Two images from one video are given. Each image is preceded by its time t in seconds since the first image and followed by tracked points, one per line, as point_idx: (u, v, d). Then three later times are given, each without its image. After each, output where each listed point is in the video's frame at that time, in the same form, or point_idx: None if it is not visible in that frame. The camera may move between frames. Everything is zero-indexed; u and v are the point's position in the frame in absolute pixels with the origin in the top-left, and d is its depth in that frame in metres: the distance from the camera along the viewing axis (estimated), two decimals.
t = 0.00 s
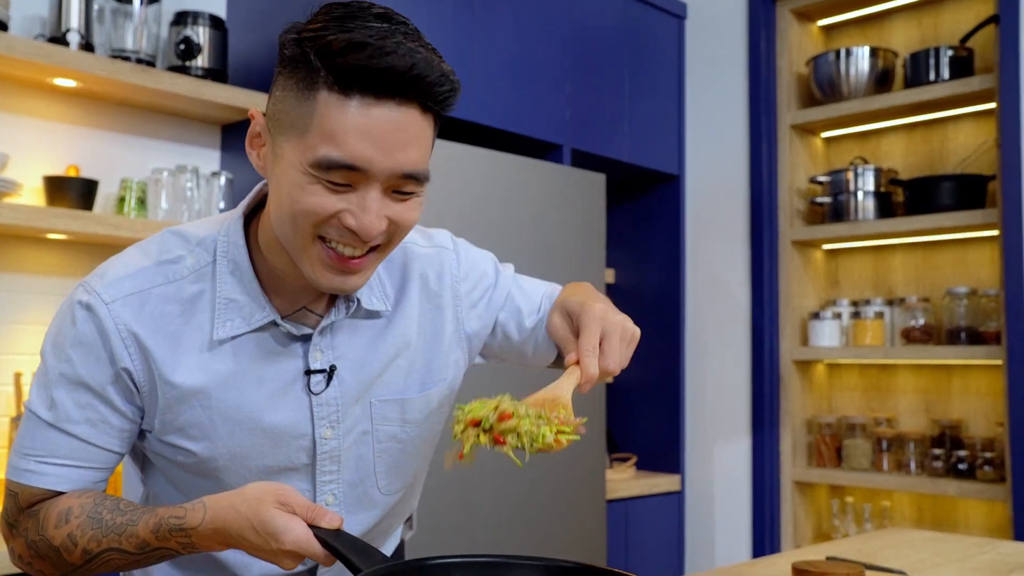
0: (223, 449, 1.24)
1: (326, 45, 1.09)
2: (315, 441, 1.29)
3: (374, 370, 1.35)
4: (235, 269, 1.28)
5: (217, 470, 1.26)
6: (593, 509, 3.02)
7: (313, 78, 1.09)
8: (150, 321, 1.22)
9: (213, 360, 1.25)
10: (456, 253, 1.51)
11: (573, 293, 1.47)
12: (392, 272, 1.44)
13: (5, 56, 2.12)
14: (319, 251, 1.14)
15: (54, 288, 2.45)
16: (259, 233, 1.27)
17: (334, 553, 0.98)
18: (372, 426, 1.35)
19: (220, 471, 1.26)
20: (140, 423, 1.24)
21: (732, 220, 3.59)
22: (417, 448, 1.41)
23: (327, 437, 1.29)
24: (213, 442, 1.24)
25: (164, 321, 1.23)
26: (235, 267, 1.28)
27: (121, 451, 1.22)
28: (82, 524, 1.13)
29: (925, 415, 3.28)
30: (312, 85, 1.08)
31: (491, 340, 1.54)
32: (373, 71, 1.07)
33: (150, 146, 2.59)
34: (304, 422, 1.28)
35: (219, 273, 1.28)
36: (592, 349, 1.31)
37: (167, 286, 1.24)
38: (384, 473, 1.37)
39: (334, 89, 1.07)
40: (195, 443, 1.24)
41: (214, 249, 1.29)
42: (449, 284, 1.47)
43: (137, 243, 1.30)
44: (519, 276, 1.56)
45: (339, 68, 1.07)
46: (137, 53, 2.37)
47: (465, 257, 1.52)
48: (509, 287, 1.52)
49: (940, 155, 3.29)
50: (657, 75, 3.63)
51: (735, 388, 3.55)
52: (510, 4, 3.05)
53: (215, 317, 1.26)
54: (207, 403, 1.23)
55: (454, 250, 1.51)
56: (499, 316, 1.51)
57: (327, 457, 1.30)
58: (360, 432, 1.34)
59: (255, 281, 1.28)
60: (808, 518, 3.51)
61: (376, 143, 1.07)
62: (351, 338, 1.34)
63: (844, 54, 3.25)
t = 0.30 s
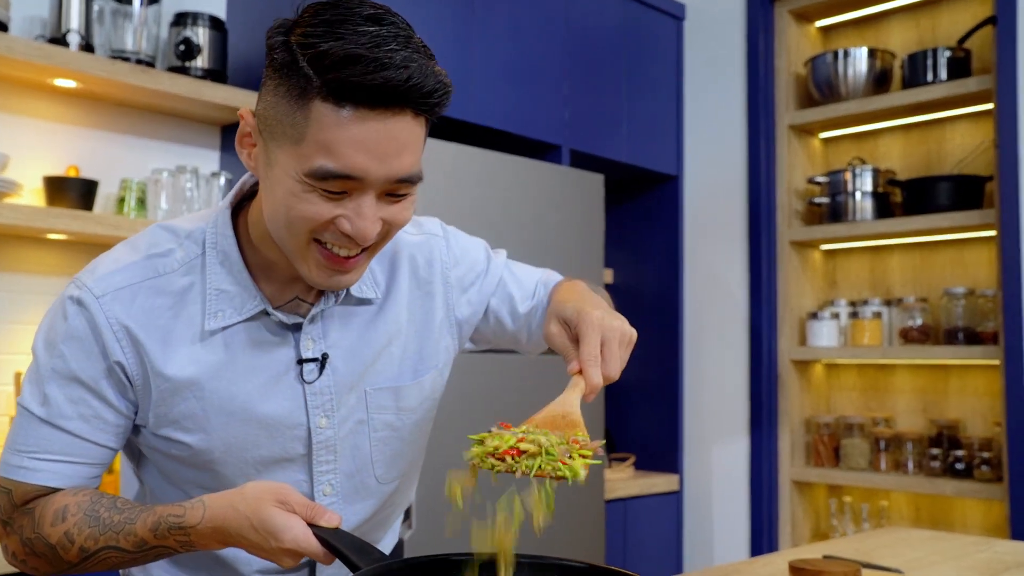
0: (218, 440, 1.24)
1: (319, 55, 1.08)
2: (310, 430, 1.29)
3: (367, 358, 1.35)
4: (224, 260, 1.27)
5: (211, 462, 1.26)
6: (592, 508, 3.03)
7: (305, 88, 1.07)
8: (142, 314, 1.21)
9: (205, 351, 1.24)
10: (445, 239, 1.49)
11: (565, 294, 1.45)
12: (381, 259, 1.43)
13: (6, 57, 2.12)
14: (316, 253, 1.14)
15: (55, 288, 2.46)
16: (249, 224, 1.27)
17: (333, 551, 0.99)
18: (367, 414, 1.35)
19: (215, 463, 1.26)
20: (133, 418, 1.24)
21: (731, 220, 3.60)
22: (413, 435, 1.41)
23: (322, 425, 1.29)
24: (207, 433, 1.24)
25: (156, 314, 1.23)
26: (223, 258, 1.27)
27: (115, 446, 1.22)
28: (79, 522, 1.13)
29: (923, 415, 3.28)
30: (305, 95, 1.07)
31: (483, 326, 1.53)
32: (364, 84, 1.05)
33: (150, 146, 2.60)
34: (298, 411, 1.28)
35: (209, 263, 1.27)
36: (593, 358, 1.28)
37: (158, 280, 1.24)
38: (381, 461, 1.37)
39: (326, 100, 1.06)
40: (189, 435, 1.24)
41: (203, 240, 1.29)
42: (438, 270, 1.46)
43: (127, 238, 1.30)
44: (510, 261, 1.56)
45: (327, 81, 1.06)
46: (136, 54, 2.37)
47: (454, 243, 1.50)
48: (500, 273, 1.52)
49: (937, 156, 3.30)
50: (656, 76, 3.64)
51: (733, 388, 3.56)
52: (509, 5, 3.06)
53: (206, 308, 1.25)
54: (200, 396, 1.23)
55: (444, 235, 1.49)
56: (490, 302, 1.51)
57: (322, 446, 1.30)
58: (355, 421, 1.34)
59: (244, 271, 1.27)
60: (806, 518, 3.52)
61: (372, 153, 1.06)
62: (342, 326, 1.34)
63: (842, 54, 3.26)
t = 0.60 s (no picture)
0: (213, 441, 1.24)
1: (306, 58, 1.07)
2: (306, 430, 1.29)
3: (363, 358, 1.35)
4: (218, 260, 1.28)
5: (207, 462, 1.25)
6: (589, 508, 3.04)
7: (294, 91, 1.07)
8: (136, 315, 1.21)
9: (199, 352, 1.24)
10: (442, 239, 1.50)
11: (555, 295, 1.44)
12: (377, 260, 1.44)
13: (6, 58, 2.14)
14: (312, 256, 1.15)
15: (54, 289, 2.47)
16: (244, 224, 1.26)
17: (332, 553, 1.01)
18: (363, 414, 1.35)
19: (211, 464, 1.26)
20: (128, 418, 1.24)
21: (728, 221, 3.61)
22: (410, 435, 1.41)
23: (318, 426, 1.29)
24: (202, 434, 1.23)
25: (150, 315, 1.22)
26: (218, 258, 1.28)
27: (109, 446, 1.21)
28: (75, 522, 1.12)
29: (920, 415, 3.30)
30: (293, 99, 1.07)
31: (480, 325, 1.54)
32: (353, 87, 1.04)
33: (149, 147, 2.61)
34: (293, 412, 1.28)
35: (203, 265, 1.27)
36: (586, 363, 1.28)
37: (152, 281, 1.23)
38: (378, 461, 1.37)
39: (315, 104, 1.05)
40: (185, 436, 1.23)
41: (197, 241, 1.29)
42: (435, 270, 1.46)
43: (121, 239, 1.30)
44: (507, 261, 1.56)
45: (316, 83, 1.05)
46: (136, 55, 2.38)
47: (451, 243, 1.51)
48: (496, 272, 1.52)
49: (934, 157, 3.32)
50: (653, 77, 3.65)
51: (730, 388, 3.57)
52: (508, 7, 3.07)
53: (201, 309, 1.25)
54: (195, 397, 1.23)
55: (440, 236, 1.51)
56: (487, 302, 1.51)
57: (318, 446, 1.30)
58: (351, 421, 1.34)
59: (238, 271, 1.27)
60: (803, 517, 3.53)
61: (361, 155, 1.06)
62: (338, 326, 1.34)
63: (839, 56, 3.28)
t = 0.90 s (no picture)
0: (215, 440, 1.24)
1: (299, 56, 1.07)
2: (307, 428, 1.28)
3: (363, 355, 1.35)
4: (216, 260, 1.26)
5: (210, 462, 1.25)
6: (588, 507, 3.06)
7: (289, 90, 1.06)
8: (134, 317, 1.20)
9: (199, 352, 1.23)
10: (437, 233, 1.49)
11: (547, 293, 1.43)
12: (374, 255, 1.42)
13: (7, 60, 2.15)
14: (314, 255, 1.14)
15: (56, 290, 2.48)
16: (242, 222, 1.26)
17: (332, 551, 1.02)
18: (364, 411, 1.35)
19: (213, 462, 1.25)
20: (128, 418, 1.24)
21: (726, 222, 3.63)
22: (410, 429, 1.41)
23: (319, 423, 1.29)
24: (204, 434, 1.23)
25: (150, 317, 1.22)
26: (215, 258, 1.26)
27: (107, 447, 1.21)
28: (77, 522, 1.13)
29: (916, 414, 3.32)
30: (289, 97, 1.06)
31: (477, 318, 1.53)
32: (349, 81, 1.04)
33: (149, 149, 2.62)
34: (295, 410, 1.27)
35: (200, 265, 1.26)
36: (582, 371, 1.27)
37: (149, 283, 1.22)
38: (379, 456, 1.37)
39: (311, 101, 1.05)
40: (187, 436, 1.23)
41: (194, 241, 1.28)
42: (432, 264, 1.45)
43: (118, 241, 1.28)
44: (502, 253, 1.55)
45: (311, 81, 1.05)
46: (136, 57, 2.40)
47: (447, 237, 1.50)
48: (493, 265, 1.51)
49: (930, 159, 3.33)
50: (651, 78, 3.66)
51: (728, 388, 3.59)
52: (505, 9, 3.08)
53: (200, 309, 1.24)
54: (197, 398, 1.23)
55: (436, 230, 1.49)
56: (484, 295, 1.50)
57: (320, 444, 1.29)
58: (352, 418, 1.33)
59: (237, 271, 1.26)
60: (800, 517, 3.55)
61: (361, 149, 1.05)
62: (337, 323, 1.33)
63: (836, 57, 3.29)
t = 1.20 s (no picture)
0: (209, 436, 1.25)
1: (277, 51, 1.06)
2: (302, 421, 1.29)
3: (356, 346, 1.35)
4: (203, 257, 1.26)
5: (207, 457, 1.26)
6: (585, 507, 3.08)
7: (267, 87, 1.06)
8: (124, 317, 1.21)
9: (190, 350, 1.24)
10: (424, 221, 1.47)
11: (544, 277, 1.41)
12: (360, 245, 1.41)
13: (9, 63, 2.17)
14: (300, 247, 1.14)
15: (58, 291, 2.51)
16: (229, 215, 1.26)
17: (337, 551, 1.04)
18: (359, 401, 1.35)
19: (208, 458, 1.27)
20: (119, 418, 1.24)
21: (723, 223, 3.65)
22: (405, 419, 1.41)
23: (314, 415, 1.29)
24: (198, 430, 1.24)
25: (140, 317, 1.23)
26: (202, 255, 1.26)
27: (100, 448, 1.22)
28: (79, 526, 1.15)
29: (912, 414, 3.33)
30: (267, 93, 1.06)
31: (467, 305, 1.50)
32: (325, 75, 1.04)
33: (150, 151, 2.64)
34: (288, 403, 1.28)
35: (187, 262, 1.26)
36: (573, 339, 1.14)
37: (138, 283, 1.23)
38: (376, 445, 1.37)
39: (289, 96, 1.05)
40: (182, 434, 1.24)
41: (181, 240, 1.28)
42: (417, 252, 1.43)
43: (106, 242, 1.29)
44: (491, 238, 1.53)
45: (289, 77, 1.05)
46: (136, 59, 2.42)
47: (434, 224, 1.48)
48: (481, 250, 1.48)
49: (926, 160, 3.35)
50: (649, 80, 3.68)
51: (725, 389, 3.61)
52: (503, 11, 3.10)
53: (189, 307, 1.24)
54: (190, 394, 1.23)
55: (422, 218, 1.47)
56: (472, 281, 1.47)
57: (315, 435, 1.30)
58: (347, 409, 1.34)
59: (224, 267, 1.26)
60: (797, 516, 3.57)
61: (340, 142, 1.05)
62: (328, 314, 1.34)
63: (832, 60, 3.32)
